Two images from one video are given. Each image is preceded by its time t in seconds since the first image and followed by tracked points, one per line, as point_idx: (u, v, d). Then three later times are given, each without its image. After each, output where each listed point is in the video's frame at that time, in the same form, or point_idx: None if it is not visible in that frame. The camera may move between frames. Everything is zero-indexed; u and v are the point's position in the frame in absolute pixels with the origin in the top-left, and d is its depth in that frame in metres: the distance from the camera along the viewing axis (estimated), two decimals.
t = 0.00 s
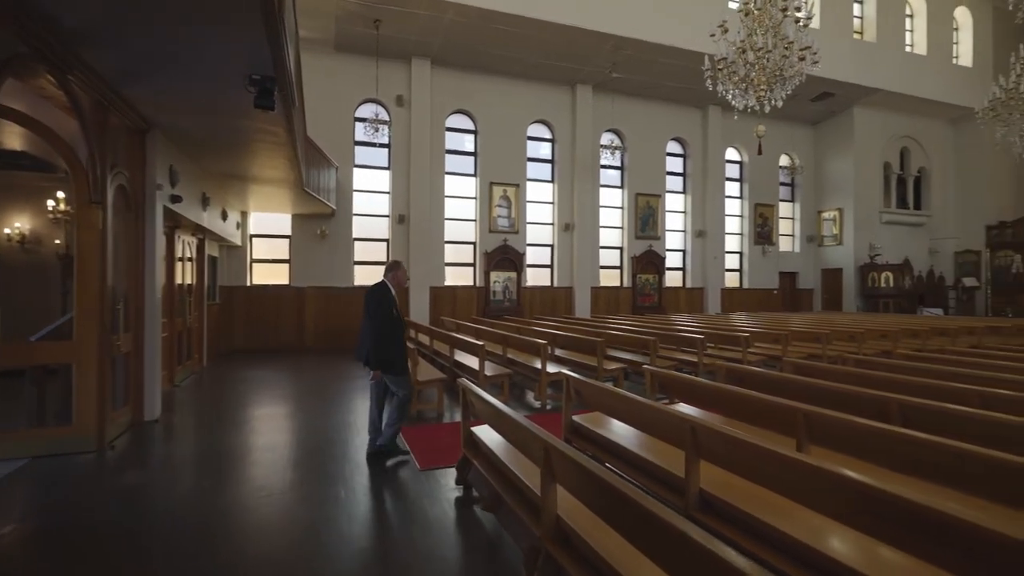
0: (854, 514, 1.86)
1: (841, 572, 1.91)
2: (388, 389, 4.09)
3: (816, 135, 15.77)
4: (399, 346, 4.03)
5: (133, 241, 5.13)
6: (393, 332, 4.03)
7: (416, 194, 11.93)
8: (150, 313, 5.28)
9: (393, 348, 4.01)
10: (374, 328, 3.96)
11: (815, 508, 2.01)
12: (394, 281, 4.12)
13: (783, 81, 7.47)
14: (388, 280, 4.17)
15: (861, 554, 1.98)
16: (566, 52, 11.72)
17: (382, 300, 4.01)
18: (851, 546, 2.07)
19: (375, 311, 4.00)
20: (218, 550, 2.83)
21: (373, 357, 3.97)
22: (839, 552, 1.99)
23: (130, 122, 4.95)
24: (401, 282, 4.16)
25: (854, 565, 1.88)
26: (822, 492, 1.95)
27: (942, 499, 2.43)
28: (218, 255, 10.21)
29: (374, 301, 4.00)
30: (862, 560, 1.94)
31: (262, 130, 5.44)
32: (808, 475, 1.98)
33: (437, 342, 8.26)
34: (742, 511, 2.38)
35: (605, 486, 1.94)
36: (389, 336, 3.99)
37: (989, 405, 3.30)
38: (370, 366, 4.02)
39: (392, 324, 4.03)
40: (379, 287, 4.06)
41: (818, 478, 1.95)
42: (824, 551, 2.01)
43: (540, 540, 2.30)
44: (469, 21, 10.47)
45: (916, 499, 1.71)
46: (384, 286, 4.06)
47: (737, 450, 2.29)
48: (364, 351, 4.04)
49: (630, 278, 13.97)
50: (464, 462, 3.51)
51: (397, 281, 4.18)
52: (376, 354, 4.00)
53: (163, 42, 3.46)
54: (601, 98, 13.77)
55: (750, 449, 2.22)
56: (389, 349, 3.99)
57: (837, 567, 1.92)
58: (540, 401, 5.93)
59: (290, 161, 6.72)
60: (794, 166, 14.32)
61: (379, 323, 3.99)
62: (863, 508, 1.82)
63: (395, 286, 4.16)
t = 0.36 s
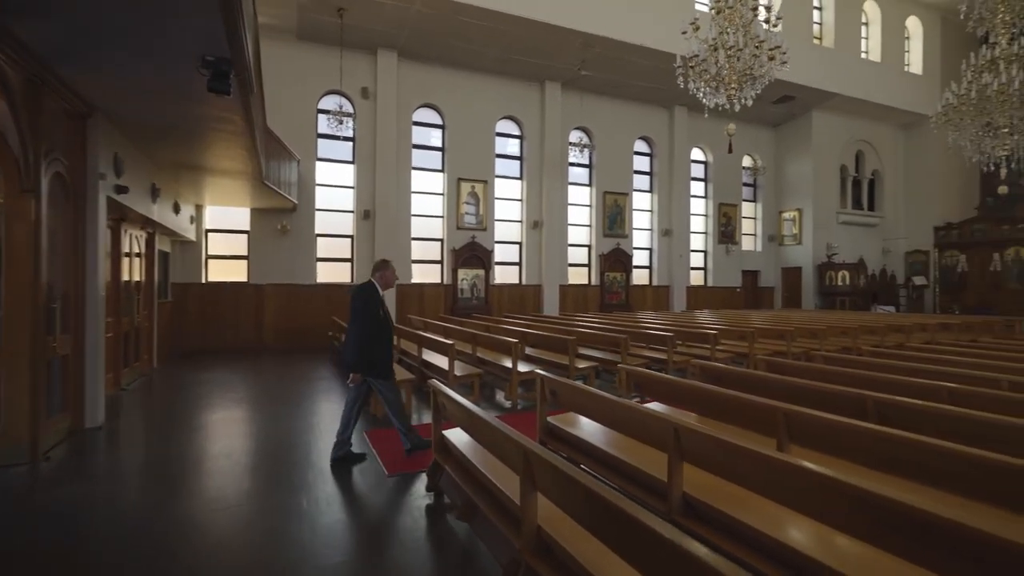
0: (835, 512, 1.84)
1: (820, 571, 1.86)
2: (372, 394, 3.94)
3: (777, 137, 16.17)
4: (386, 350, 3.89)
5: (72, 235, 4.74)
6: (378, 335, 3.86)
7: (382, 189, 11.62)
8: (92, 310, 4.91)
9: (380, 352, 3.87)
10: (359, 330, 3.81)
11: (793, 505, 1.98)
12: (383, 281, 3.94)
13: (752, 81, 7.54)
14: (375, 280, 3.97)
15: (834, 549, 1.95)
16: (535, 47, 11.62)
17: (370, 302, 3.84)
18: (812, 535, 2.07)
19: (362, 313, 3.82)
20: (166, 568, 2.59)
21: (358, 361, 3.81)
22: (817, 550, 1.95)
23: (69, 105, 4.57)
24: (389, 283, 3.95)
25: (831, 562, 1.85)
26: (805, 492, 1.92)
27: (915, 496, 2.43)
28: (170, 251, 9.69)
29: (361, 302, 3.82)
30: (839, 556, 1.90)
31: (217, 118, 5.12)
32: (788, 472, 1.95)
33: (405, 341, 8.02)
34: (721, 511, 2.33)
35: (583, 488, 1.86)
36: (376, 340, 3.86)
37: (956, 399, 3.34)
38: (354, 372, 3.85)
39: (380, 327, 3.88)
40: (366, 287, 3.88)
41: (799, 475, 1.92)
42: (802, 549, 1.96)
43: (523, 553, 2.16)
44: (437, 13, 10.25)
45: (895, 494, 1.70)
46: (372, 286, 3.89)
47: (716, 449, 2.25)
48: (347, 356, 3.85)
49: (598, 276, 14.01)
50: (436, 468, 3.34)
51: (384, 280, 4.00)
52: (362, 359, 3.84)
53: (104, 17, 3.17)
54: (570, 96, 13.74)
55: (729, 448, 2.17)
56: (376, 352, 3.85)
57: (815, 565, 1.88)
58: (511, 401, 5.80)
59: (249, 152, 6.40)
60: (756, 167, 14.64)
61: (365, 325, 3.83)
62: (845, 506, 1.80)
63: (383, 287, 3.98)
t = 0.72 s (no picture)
0: (815, 517, 1.78)
1: None
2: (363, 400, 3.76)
3: (743, 140, 16.51)
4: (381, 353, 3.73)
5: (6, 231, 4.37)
6: (373, 338, 3.72)
7: (348, 187, 11.29)
8: (29, 312, 4.54)
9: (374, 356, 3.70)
10: (352, 332, 3.69)
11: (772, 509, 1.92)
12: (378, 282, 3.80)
13: (725, 82, 7.58)
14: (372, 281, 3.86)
15: (808, 552, 1.93)
16: (506, 45, 11.51)
17: (363, 303, 3.71)
18: (783, 535, 2.06)
19: (356, 314, 3.71)
20: None
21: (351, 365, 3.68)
22: (796, 553, 1.91)
23: (3, 89, 4.21)
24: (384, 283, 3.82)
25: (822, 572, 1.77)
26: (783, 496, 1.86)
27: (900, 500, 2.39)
28: (121, 249, 9.17)
29: (355, 303, 3.71)
30: (833, 567, 1.82)
31: (171, 108, 4.80)
32: (771, 477, 1.87)
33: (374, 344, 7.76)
34: (707, 519, 2.23)
35: (561, 495, 1.78)
36: (370, 343, 3.71)
37: (929, 399, 3.34)
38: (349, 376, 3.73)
39: (375, 329, 3.73)
40: (361, 288, 3.76)
41: (779, 480, 1.85)
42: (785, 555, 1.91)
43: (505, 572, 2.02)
44: (406, 7, 10.01)
45: (870, 494, 1.65)
46: (367, 287, 3.76)
47: (696, 453, 2.17)
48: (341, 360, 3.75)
49: (569, 276, 14.00)
50: (409, 479, 3.15)
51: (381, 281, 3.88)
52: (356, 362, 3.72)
53: None
54: (541, 96, 13.68)
55: (709, 451, 2.10)
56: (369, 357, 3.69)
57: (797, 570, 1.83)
58: (484, 405, 5.64)
59: (208, 146, 6.08)
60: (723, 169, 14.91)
61: (361, 327, 3.70)
62: (831, 512, 1.74)
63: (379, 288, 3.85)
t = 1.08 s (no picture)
0: (797, 520, 1.75)
1: None
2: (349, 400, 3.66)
3: (709, 142, 16.80)
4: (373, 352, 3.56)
5: None
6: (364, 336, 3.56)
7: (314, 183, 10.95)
8: None
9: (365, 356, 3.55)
10: (341, 331, 3.56)
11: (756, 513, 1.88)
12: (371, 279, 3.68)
13: (700, 82, 7.60)
14: (365, 277, 3.74)
15: (789, 552, 1.94)
16: (477, 42, 11.35)
17: (356, 300, 3.57)
18: (770, 541, 2.01)
19: (347, 311, 3.57)
20: None
21: (342, 363, 3.55)
22: (777, 556, 1.89)
23: None
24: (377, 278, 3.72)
25: None
26: (770, 500, 1.80)
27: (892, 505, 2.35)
28: (66, 246, 8.60)
29: (346, 299, 3.57)
30: None
31: (121, 94, 4.47)
32: (764, 485, 1.80)
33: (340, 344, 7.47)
34: (695, 527, 2.15)
35: (540, 503, 1.69)
36: (363, 340, 3.55)
37: (904, 399, 3.36)
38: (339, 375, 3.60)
39: (368, 327, 3.57)
40: (354, 283, 3.62)
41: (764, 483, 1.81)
42: (766, 558, 1.88)
43: None
44: None
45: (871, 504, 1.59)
46: (360, 283, 3.62)
47: (682, 457, 2.10)
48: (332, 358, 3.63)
49: (539, 276, 13.93)
50: (382, 489, 2.98)
51: (374, 277, 3.76)
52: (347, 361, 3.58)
53: None
54: (511, 94, 13.57)
55: (696, 456, 2.03)
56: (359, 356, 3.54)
57: (777, 573, 1.80)
58: (457, 408, 5.48)
59: (163, 136, 5.72)
60: (691, 171, 15.13)
61: (353, 324, 3.56)
62: (825, 519, 1.67)
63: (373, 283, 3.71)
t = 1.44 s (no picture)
0: (790, 525, 1.72)
1: None
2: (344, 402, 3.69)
3: (680, 144, 17.01)
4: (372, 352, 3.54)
5: None
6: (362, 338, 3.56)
7: (280, 179, 10.57)
8: None
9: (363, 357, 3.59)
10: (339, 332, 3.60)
11: (748, 519, 1.85)
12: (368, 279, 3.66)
13: (678, 81, 7.60)
14: (362, 277, 3.73)
15: (778, 557, 1.90)
16: (451, 38, 11.17)
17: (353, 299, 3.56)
18: (773, 551, 1.94)
19: (345, 311, 3.59)
20: None
21: (341, 365, 3.59)
22: (767, 561, 1.85)
23: None
24: (374, 278, 3.71)
25: None
26: (780, 511, 1.73)
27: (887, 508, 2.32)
28: (9, 244, 8.03)
29: (343, 300, 3.57)
30: None
31: (70, 80, 4.14)
32: (773, 496, 1.73)
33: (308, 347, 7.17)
34: (694, 539, 2.06)
35: (530, 516, 1.60)
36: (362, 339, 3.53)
37: (887, 399, 3.35)
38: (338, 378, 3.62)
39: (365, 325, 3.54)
40: (351, 283, 3.62)
41: (759, 488, 1.77)
42: (769, 567, 1.83)
43: None
44: None
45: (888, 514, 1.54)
46: (357, 282, 3.61)
47: (675, 463, 2.03)
48: (331, 361, 3.66)
49: (512, 276, 13.82)
50: (359, 502, 2.82)
51: (371, 276, 3.75)
52: (347, 362, 3.62)
53: None
54: (485, 92, 13.43)
55: (690, 462, 1.97)
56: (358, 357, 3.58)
57: None
58: (433, 412, 5.32)
59: (117, 126, 5.37)
60: (662, 172, 15.28)
61: (352, 326, 3.58)
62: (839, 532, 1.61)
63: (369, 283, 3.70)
